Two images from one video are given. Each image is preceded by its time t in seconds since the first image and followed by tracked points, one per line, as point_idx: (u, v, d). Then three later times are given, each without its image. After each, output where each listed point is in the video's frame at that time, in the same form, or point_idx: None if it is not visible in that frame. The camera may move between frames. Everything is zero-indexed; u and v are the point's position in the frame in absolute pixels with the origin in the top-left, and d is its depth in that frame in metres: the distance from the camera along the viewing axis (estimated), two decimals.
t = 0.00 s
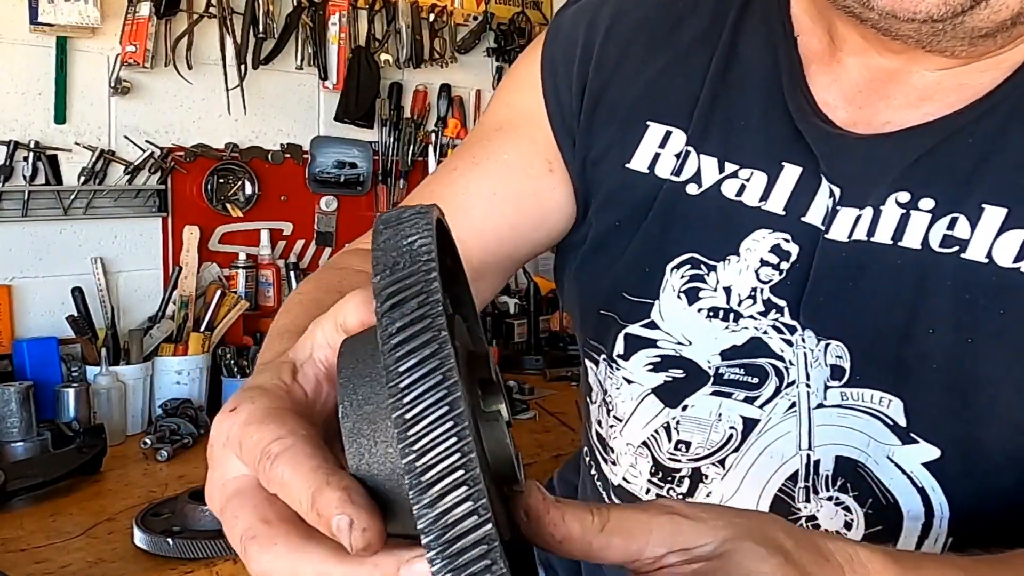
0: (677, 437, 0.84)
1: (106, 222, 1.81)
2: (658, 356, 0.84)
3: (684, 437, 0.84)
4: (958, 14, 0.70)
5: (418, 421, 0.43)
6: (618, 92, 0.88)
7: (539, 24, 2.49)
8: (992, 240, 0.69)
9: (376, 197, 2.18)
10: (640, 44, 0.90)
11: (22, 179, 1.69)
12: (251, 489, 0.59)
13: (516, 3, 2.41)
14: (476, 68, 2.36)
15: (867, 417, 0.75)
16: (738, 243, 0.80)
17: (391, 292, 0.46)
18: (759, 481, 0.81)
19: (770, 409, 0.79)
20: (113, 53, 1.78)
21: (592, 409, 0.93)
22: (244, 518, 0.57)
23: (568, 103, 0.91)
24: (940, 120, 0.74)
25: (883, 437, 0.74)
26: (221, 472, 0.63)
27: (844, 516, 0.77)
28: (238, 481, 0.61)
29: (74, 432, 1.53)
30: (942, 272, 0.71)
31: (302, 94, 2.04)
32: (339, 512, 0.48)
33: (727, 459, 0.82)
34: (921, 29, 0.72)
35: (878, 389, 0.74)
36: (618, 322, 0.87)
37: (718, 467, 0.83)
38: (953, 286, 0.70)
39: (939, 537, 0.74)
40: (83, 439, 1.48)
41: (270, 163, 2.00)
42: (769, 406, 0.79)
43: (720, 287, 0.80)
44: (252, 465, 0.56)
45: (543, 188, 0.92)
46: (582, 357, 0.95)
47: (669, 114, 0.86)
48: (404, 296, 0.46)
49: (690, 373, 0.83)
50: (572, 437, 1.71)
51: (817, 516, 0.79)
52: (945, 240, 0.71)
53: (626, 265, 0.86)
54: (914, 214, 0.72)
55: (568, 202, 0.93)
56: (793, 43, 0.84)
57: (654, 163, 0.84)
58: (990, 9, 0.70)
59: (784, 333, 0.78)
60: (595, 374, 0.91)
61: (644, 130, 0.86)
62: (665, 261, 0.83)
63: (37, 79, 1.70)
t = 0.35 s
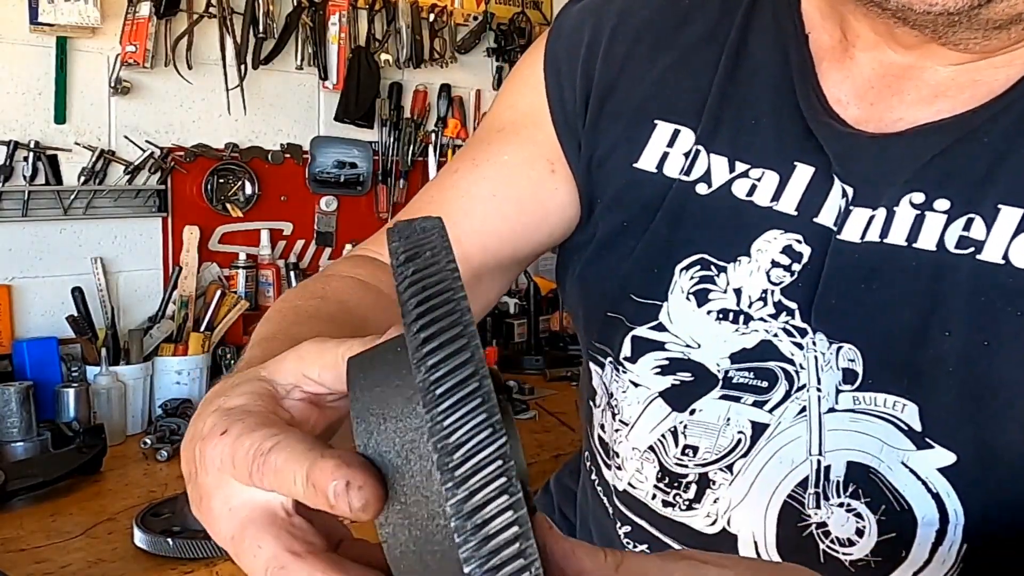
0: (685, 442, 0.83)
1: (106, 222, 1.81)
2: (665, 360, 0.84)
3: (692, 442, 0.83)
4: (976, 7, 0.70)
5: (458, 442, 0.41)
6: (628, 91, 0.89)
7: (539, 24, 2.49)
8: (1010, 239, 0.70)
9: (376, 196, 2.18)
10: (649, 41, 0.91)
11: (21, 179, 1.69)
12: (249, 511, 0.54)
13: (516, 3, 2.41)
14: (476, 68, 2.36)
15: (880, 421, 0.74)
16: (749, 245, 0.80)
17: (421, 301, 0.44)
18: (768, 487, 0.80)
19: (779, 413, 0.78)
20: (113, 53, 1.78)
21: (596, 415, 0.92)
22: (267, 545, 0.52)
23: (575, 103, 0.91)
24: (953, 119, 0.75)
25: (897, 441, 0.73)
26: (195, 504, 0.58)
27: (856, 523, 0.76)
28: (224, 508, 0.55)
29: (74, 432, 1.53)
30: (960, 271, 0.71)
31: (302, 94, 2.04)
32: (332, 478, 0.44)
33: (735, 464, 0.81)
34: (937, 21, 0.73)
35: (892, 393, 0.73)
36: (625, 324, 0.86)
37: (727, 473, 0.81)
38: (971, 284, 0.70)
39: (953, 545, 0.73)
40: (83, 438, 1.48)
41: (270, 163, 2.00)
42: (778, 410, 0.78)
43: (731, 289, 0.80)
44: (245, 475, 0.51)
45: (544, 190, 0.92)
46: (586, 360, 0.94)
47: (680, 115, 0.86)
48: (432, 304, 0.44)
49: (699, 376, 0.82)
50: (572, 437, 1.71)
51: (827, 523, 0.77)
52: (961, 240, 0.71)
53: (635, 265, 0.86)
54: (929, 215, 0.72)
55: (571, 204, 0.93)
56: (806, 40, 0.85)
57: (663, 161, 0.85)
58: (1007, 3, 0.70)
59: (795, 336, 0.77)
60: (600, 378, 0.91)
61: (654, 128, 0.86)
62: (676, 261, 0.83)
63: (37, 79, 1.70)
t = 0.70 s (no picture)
0: (681, 444, 0.83)
1: (106, 222, 1.81)
2: (659, 363, 0.84)
3: (688, 444, 0.83)
4: (954, 12, 0.70)
5: (425, 389, 0.46)
6: (616, 92, 0.88)
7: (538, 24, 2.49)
8: (1003, 237, 0.69)
9: (376, 197, 2.18)
10: (632, 44, 0.90)
11: (22, 179, 1.69)
12: (246, 462, 0.56)
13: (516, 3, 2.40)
14: (477, 68, 2.36)
15: (875, 421, 0.74)
16: (739, 247, 0.79)
17: (407, 251, 0.50)
18: (763, 488, 0.80)
19: (774, 415, 0.79)
20: (113, 53, 1.78)
21: (589, 419, 0.92)
22: (262, 484, 0.55)
23: (561, 108, 0.90)
24: (940, 118, 0.74)
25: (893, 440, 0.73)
26: (201, 486, 0.60)
27: (852, 523, 0.76)
28: (225, 470, 0.58)
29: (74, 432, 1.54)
30: (953, 273, 0.70)
31: (302, 94, 2.04)
32: (334, 371, 0.49)
33: (730, 466, 0.81)
34: (918, 26, 0.72)
35: (887, 392, 0.73)
36: (619, 328, 0.86)
37: (722, 474, 0.82)
38: (966, 284, 0.70)
39: (950, 542, 0.73)
40: (83, 438, 1.48)
41: (270, 163, 2.00)
42: (773, 412, 0.79)
43: (723, 292, 0.80)
44: (238, 413, 0.56)
45: (536, 199, 0.92)
46: (580, 363, 0.93)
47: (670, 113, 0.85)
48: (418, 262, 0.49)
49: (693, 379, 0.82)
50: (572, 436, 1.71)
51: (823, 523, 0.77)
52: (954, 242, 0.70)
53: (628, 267, 0.85)
54: (919, 213, 0.72)
55: (564, 212, 0.93)
56: (790, 42, 0.84)
57: (651, 166, 0.84)
58: (986, 6, 0.69)
59: (788, 337, 0.77)
60: (594, 381, 0.90)
61: (639, 135, 0.85)
62: (666, 263, 0.83)
63: (37, 79, 1.70)
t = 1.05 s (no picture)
0: (682, 443, 0.83)
1: (106, 222, 1.81)
2: (660, 364, 0.84)
3: (689, 443, 0.83)
4: (948, 14, 0.69)
5: (427, 402, 0.45)
6: (614, 96, 0.87)
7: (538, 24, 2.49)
8: (992, 241, 0.69)
9: (376, 196, 2.18)
10: (630, 49, 0.88)
11: (22, 179, 1.69)
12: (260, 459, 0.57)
13: (516, 3, 2.41)
14: (477, 68, 2.36)
15: (870, 421, 0.75)
16: (738, 250, 0.79)
17: (405, 263, 0.49)
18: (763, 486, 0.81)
19: (773, 414, 0.79)
20: (113, 53, 1.78)
21: (593, 417, 0.92)
22: (278, 475, 0.55)
23: (560, 113, 0.89)
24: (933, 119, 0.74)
25: (888, 440, 0.74)
26: (216, 490, 0.60)
27: (847, 521, 0.77)
28: (242, 471, 0.57)
29: (74, 431, 1.53)
30: (943, 276, 0.71)
31: (302, 94, 2.04)
32: (354, 352, 0.50)
33: (730, 464, 0.81)
34: (911, 28, 0.71)
35: (880, 392, 0.74)
36: (620, 330, 0.86)
37: (722, 473, 0.82)
38: (956, 286, 0.70)
39: (943, 539, 0.74)
40: (83, 439, 1.48)
41: (270, 163, 2.00)
42: (772, 411, 0.79)
43: (722, 294, 0.80)
44: (246, 409, 0.56)
45: (541, 209, 0.90)
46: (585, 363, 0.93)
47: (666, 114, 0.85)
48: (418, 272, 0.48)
49: (694, 380, 0.82)
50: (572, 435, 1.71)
51: (818, 521, 0.79)
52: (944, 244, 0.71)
53: (626, 270, 0.85)
54: (911, 217, 0.72)
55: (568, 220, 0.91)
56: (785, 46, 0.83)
57: (649, 171, 0.83)
58: (979, 9, 0.69)
59: (786, 338, 0.78)
60: (599, 382, 0.90)
61: (639, 141, 0.84)
62: (665, 267, 0.83)
63: (37, 79, 1.70)
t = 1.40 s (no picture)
0: (689, 441, 0.83)
1: (107, 222, 1.81)
2: (668, 361, 0.84)
3: (696, 440, 0.83)
4: (963, 16, 0.68)
5: (470, 373, 0.45)
6: (625, 96, 0.88)
7: (539, 24, 2.49)
8: (1002, 239, 0.69)
9: (376, 196, 2.18)
10: (642, 48, 0.89)
11: (21, 179, 1.69)
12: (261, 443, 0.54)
13: (516, 3, 2.41)
14: (476, 68, 2.36)
15: (879, 418, 0.74)
16: (747, 248, 0.79)
17: (440, 233, 0.49)
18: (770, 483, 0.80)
19: (781, 412, 0.79)
20: (113, 53, 1.78)
21: (601, 416, 0.92)
22: (288, 455, 0.53)
23: (573, 109, 0.90)
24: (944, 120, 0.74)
25: (895, 437, 0.74)
26: (205, 462, 0.58)
27: (855, 519, 0.77)
28: (236, 452, 0.55)
29: (74, 432, 1.53)
30: (952, 275, 0.71)
31: (302, 94, 2.04)
32: (375, 368, 0.48)
33: (738, 462, 0.81)
34: (925, 30, 0.71)
35: (889, 390, 0.73)
36: (629, 326, 0.86)
37: (730, 471, 0.82)
38: (964, 285, 0.70)
39: (951, 538, 0.74)
40: (83, 439, 1.48)
41: (270, 163, 2.00)
42: (780, 409, 0.79)
43: (731, 291, 0.80)
44: (271, 402, 0.53)
45: (552, 202, 0.91)
46: (592, 362, 0.93)
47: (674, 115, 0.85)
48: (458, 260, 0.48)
49: (702, 377, 0.82)
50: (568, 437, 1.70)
51: (826, 519, 0.78)
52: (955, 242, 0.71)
53: (637, 268, 0.85)
54: (922, 215, 0.72)
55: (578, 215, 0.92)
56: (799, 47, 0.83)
57: (661, 168, 0.84)
58: (992, 11, 0.68)
59: (795, 337, 0.77)
60: (606, 379, 0.90)
61: (650, 137, 0.85)
62: (677, 266, 0.83)
63: (37, 79, 1.70)
